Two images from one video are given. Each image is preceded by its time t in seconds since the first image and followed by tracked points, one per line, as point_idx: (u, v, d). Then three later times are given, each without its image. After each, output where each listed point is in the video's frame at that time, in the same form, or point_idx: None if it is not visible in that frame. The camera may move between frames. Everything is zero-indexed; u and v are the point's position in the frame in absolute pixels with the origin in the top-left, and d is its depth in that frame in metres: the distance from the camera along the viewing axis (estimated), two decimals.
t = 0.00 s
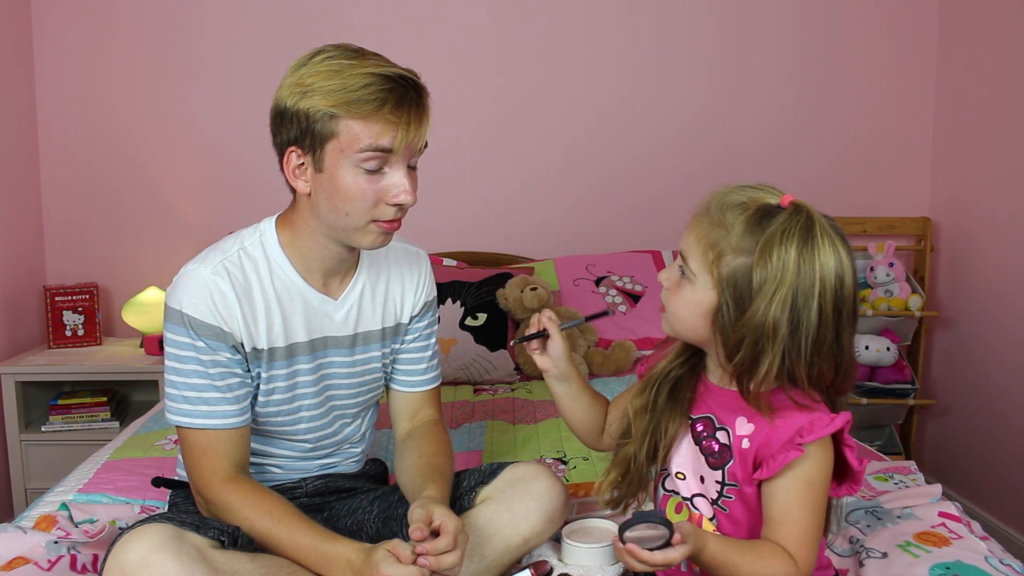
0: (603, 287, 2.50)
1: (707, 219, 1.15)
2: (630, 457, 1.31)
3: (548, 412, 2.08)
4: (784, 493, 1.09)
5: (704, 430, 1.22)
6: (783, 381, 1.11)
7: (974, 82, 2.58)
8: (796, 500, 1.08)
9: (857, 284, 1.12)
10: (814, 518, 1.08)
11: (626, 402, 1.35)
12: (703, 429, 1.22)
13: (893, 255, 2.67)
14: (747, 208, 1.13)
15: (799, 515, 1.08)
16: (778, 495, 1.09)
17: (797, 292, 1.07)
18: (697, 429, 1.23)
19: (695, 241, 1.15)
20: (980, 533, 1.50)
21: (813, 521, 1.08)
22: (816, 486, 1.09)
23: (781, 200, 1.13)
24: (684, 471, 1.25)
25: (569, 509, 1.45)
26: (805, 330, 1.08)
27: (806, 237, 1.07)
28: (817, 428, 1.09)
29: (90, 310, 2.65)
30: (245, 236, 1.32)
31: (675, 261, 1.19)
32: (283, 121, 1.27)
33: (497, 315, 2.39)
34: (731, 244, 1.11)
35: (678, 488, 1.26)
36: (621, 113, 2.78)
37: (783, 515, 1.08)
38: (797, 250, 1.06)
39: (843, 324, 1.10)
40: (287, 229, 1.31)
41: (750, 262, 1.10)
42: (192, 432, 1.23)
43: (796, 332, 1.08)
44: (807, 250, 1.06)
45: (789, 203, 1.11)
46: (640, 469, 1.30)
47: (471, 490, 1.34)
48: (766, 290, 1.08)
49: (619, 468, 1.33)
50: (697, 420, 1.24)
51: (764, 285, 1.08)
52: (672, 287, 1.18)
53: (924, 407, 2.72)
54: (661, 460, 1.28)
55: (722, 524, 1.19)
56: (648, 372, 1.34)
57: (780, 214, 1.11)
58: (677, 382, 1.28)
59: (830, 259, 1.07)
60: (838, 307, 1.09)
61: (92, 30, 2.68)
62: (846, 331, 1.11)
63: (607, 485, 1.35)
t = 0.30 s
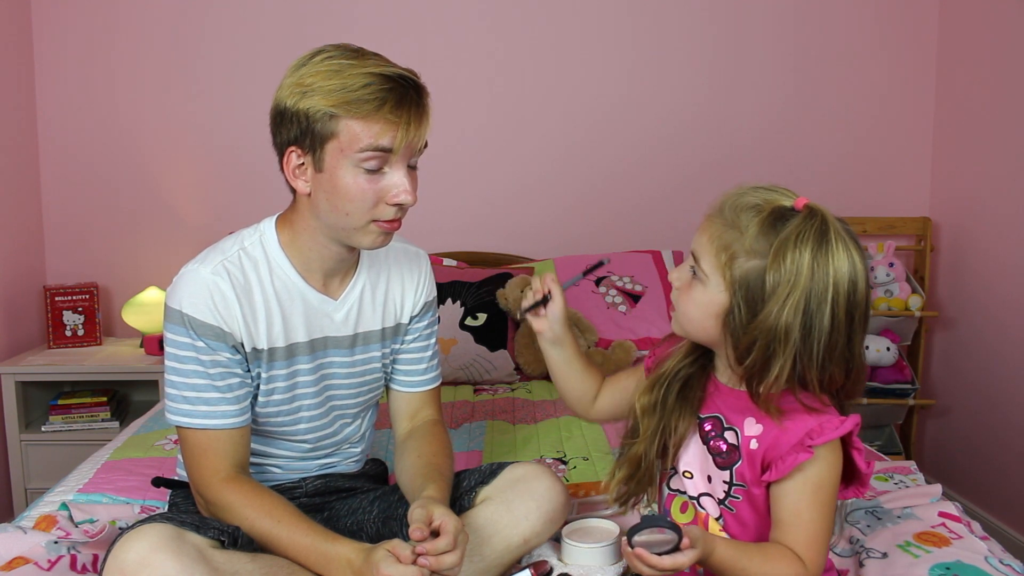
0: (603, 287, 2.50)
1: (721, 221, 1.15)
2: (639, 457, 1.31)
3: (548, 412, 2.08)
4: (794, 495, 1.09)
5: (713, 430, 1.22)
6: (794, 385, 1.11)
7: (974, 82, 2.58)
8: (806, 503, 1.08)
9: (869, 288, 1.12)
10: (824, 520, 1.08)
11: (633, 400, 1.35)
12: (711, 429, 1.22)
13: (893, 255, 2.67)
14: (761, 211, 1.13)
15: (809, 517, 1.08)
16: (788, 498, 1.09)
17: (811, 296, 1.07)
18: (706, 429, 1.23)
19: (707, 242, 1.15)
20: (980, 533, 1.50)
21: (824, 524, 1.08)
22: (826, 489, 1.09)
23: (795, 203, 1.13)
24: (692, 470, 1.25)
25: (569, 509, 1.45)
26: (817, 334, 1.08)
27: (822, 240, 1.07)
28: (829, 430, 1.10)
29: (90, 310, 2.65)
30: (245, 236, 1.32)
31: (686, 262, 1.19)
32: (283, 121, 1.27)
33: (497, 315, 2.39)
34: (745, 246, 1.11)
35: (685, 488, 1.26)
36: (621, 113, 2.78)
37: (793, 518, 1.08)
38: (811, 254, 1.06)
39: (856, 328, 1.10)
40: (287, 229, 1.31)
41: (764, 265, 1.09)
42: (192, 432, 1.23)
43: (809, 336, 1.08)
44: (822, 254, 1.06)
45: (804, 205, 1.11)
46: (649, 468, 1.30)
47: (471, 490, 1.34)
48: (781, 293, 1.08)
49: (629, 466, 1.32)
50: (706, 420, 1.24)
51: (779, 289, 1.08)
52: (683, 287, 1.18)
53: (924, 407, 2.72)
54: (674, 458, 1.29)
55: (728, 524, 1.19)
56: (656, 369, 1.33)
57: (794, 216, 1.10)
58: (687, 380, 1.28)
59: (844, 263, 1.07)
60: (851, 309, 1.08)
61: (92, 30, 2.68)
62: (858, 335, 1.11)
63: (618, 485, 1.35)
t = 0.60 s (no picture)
0: (603, 287, 2.49)
1: (721, 223, 1.15)
2: (639, 456, 1.30)
3: (548, 412, 2.08)
4: (786, 498, 1.10)
5: (705, 429, 1.22)
6: (790, 391, 1.12)
7: (974, 82, 2.58)
8: (799, 505, 1.09)
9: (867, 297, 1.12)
10: (817, 522, 1.09)
11: (629, 397, 1.34)
12: (704, 428, 1.22)
13: (894, 255, 2.67)
14: (763, 214, 1.12)
15: (803, 519, 1.09)
16: (780, 500, 1.10)
17: (813, 305, 1.07)
18: (698, 428, 1.23)
19: (705, 244, 1.14)
20: (980, 533, 1.50)
21: (816, 526, 1.09)
22: (818, 490, 1.10)
23: (797, 207, 1.12)
24: (684, 467, 1.25)
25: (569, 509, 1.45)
26: (817, 343, 1.08)
27: (824, 247, 1.07)
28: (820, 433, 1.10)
29: (90, 310, 2.65)
30: (245, 236, 1.32)
31: (684, 262, 1.19)
32: (283, 121, 1.26)
33: (497, 315, 2.39)
34: (746, 251, 1.11)
35: (677, 485, 1.26)
36: (621, 114, 2.78)
37: (786, 520, 1.09)
38: (813, 262, 1.06)
39: (854, 336, 1.10)
40: (286, 229, 1.31)
41: (765, 271, 1.09)
42: (192, 432, 1.23)
43: (808, 344, 1.08)
44: (823, 263, 1.06)
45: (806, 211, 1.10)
46: (649, 467, 1.30)
47: (471, 490, 1.34)
48: (782, 300, 1.07)
49: (628, 464, 1.32)
50: (698, 419, 1.23)
51: (780, 296, 1.07)
52: (680, 288, 1.17)
53: (924, 407, 2.72)
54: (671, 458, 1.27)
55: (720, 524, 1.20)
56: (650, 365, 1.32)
57: (797, 222, 1.10)
58: (684, 379, 1.27)
59: (845, 272, 1.07)
60: (851, 318, 1.09)
61: (92, 30, 2.68)
62: (856, 343, 1.11)
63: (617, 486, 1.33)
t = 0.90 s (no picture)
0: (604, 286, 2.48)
1: (706, 231, 1.11)
2: (617, 457, 1.28)
3: (548, 412, 2.08)
4: (752, 508, 1.07)
5: (677, 434, 1.20)
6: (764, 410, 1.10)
7: (974, 82, 2.58)
8: (767, 517, 1.07)
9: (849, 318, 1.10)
10: (783, 532, 1.06)
11: (607, 395, 1.32)
12: (676, 432, 1.20)
13: (894, 255, 2.67)
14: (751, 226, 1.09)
15: (770, 529, 1.06)
16: (746, 511, 1.08)
17: (793, 328, 1.04)
18: (670, 432, 1.21)
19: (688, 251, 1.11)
20: (980, 533, 1.50)
21: (783, 535, 1.07)
22: (785, 501, 1.07)
23: (787, 221, 1.08)
24: (657, 467, 1.23)
25: (570, 510, 1.45)
26: (796, 368, 1.06)
27: (811, 266, 1.03)
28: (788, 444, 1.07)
29: (90, 310, 2.65)
30: (245, 236, 1.32)
31: (665, 266, 1.16)
32: (282, 121, 1.27)
33: (497, 315, 2.39)
34: (729, 265, 1.07)
35: (651, 486, 1.24)
36: (621, 114, 2.78)
37: (750, 531, 1.07)
38: (798, 287, 1.03)
39: (833, 358, 1.08)
40: (286, 229, 1.31)
41: (747, 287, 1.06)
42: (192, 432, 1.23)
43: (788, 370, 1.06)
44: (809, 287, 1.03)
45: (796, 228, 1.07)
46: (627, 468, 1.28)
47: (471, 490, 1.34)
48: (763, 319, 1.05)
49: (606, 464, 1.29)
50: (672, 422, 1.22)
51: (761, 314, 1.05)
52: (660, 294, 1.14)
53: (924, 407, 2.72)
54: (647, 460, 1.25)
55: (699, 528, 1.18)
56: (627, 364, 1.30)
57: (785, 240, 1.06)
58: (661, 381, 1.25)
59: (830, 296, 1.04)
60: (831, 341, 1.06)
61: (92, 30, 2.68)
62: (835, 365, 1.09)
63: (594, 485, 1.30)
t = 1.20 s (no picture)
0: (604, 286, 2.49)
1: (682, 253, 1.06)
2: (595, 461, 1.26)
3: (547, 412, 2.08)
4: (725, 524, 1.04)
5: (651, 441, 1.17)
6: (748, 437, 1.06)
7: (974, 82, 2.58)
8: (742, 532, 1.03)
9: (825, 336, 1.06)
10: (759, 548, 1.03)
11: (585, 397, 1.29)
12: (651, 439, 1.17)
13: (894, 255, 2.67)
14: (729, 248, 1.03)
15: (744, 544, 1.03)
16: (720, 526, 1.04)
17: (772, 361, 1.01)
18: (647, 439, 1.18)
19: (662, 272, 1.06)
20: (980, 533, 1.50)
21: (760, 549, 1.03)
22: (761, 515, 1.03)
23: (765, 243, 1.03)
24: (633, 472, 1.20)
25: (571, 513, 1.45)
26: (781, 402, 1.03)
27: (791, 300, 0.99)
28: (762, 463, 1.03)
29: (91, 310, 2.65)
30: (245, 236, 1.32)
31: (640, 280, 1.11)
32: (283, 121, 1.27)
33: (497, 315, 2.39)
34: (706, 293, 1.03)
35: (628, 490, 1.22)
36: (621, 114, 2.78)
37: (725, 547, 1.04)
38: (782, 321, 0.99)
39: (812, 383, 1.05)
40: (286, 229, 1.31)
41: (724, 316, 1.02)
42: (192, 432, 1.23)
43: (774, 404, 1.03)
44: (792, 320, 0.99)
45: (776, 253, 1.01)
46: (607, 472, 1.26)
47: (471, 490, 1.34)
48: (743, 351, 1.01)
49: (583, 468, 1.27)
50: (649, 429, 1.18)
51: (741, 347, 1.01)
52: (634, 313, 1.10)
53: (924, 407, 2.72)
54: (624, 467, 1.22)
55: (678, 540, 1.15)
56: (607, 368, 1.26)
57: (766, 268, 1.01)
58: (638, 388, 1.21)
59: (812, 325, 1.00)
60: (810, 369, 1.03)
61: (92, 30, 2.68)
62: (813, 390, 1.05)
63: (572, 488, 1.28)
